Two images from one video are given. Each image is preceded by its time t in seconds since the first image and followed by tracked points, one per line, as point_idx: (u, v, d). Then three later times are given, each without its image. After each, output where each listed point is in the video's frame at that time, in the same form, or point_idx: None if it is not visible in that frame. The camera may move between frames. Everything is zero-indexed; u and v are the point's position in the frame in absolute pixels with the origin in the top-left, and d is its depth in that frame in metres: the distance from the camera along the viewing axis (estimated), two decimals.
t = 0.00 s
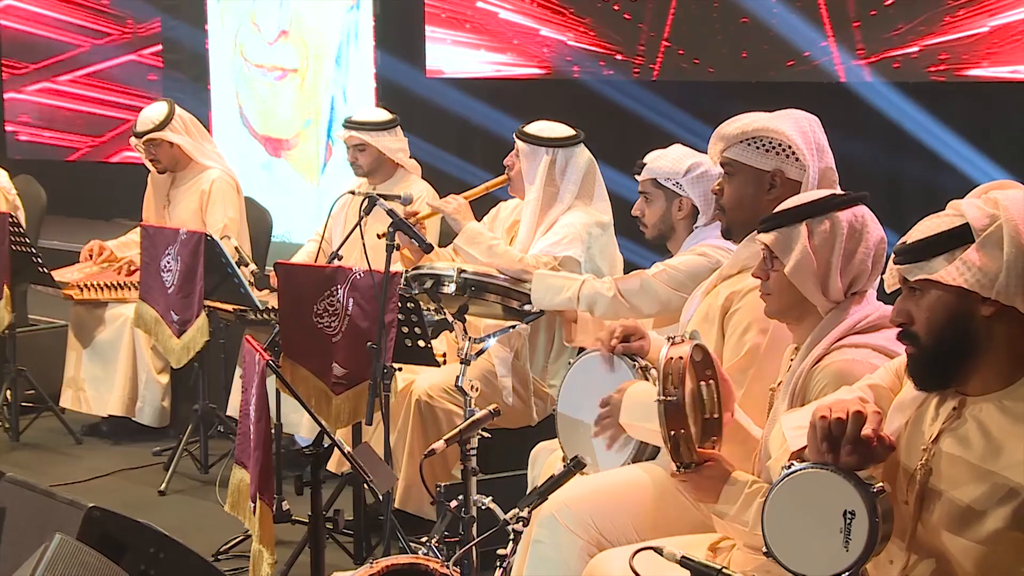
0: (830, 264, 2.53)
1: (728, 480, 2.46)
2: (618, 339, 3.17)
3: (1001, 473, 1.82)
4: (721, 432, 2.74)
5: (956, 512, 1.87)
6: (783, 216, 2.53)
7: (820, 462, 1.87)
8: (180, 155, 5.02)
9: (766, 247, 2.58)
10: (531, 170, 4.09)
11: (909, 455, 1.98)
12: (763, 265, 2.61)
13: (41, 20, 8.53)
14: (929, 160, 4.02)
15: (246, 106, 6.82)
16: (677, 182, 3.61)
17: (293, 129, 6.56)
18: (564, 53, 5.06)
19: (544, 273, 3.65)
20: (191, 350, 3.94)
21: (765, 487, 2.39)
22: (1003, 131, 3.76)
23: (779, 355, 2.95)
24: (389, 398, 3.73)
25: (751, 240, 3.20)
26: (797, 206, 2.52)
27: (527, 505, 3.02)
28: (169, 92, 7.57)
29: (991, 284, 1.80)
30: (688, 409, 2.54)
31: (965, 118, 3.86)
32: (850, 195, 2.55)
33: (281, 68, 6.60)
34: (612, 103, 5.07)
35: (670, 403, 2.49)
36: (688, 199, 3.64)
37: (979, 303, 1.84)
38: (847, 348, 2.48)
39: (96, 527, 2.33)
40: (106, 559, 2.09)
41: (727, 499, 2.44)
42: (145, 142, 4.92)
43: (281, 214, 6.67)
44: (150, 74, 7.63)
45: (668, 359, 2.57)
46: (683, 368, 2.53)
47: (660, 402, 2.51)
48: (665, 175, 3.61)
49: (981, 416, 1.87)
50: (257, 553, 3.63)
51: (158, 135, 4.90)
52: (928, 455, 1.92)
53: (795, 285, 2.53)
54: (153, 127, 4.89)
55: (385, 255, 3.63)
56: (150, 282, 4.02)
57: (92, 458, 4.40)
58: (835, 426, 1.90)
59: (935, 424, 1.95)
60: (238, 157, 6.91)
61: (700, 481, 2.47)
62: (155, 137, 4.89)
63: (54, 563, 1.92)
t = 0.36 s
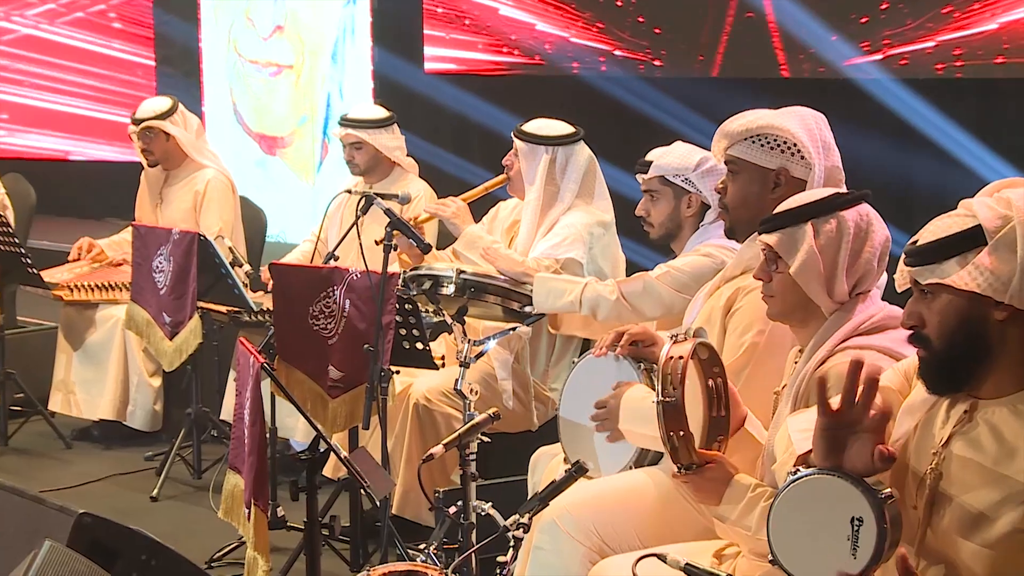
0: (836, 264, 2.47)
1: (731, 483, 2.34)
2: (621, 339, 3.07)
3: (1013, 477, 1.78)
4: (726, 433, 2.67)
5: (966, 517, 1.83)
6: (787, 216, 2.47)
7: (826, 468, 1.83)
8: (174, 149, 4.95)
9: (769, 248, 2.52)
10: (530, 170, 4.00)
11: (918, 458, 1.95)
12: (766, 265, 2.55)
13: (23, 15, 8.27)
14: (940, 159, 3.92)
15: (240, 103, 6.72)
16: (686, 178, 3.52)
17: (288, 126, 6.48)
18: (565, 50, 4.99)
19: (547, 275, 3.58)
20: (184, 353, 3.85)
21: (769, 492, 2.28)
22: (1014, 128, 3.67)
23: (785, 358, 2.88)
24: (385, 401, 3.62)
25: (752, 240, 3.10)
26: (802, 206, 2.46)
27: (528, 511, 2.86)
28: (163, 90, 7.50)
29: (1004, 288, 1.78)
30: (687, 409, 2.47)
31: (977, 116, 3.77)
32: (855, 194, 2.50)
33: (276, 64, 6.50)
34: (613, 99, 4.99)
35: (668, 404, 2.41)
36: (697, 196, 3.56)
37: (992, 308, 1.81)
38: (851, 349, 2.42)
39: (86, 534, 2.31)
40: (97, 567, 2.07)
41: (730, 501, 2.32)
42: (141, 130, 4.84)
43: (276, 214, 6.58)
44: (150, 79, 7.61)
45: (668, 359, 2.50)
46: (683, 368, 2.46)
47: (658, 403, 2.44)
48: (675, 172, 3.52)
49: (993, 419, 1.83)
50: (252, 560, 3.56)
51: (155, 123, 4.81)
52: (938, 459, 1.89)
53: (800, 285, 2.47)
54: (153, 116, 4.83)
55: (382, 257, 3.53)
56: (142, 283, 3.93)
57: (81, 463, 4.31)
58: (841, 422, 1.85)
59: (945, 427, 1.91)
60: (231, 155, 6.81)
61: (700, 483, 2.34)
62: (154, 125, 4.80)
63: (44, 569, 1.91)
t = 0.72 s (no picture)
0: (847, 267, 2.40)
1: (743, 494, 2.30)
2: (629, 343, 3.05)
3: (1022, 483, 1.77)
4: (736, 443, 2.56)
5: (974, 522, 1.82)
6: (793, 222, 2.39)
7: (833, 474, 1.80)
8: (172, 149, 4.85)
9: (776, 256, 2.45)
10: (531, 168, 3.92)
11: (926, 464, 1.93)
12: (774, 272, 2.47)
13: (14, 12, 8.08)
14: (948, 155, 3.81)
15: (236, 100, 6.65)
16: (695, 178, 3.44)
17: (284, 124, 6.40)
18: (569, 46, 4.95)
19: (548, 276, 3.49)
20: (177, 355, 3.77)
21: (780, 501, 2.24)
22: None
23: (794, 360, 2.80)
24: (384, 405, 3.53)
25: (757, 240, 3.01)
26: (810, 209, 2.39)
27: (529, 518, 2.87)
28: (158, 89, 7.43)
29: (1014, 288, 1.76)
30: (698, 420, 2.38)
31: (987, 113, 3.65)
32: (861, 192, 2.44)
33: (272, 60, 6.44)
34: (616, 96, 4.92)
35: (678, 416, 2.33)
36: (706, 197, 3.49)
37: (1001, 308, 1.80)
38: (868, 357, 2.36)
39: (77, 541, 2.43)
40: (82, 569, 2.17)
41: (742, 513, 2.27)
42: (138, 133, 4.74)
43: (273, 213, 6.50)
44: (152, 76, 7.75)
45: (678, 368, 2.41)
46: (694, 378, 2.37)
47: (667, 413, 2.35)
48: (683, 172, 3.43)
49: (1002, 423, 1.82)
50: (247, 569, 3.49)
51: (152, 126, 4.71)
52: (946, 464, 1.87)
53: (812, 294, 2.39)
54: (150, 117, 4.71)
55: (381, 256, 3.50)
56: (134, 285, 3.85)
57: (72, 468, 4.23)
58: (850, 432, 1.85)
59: (954, 431, 1.90)
60: (227, 153, 6.73)
61: (711, 496, 2.31)
62: (149, 127, 4.70)
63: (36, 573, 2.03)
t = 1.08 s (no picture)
0: (858, 274, 2.33)
1: (744, 505, 2.16)
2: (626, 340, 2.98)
3: None
4: (738, 450, 2.53)
5: (989, 533, 1.73)
6: (804, 227, 2.31)
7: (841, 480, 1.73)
8: (162, 153, 4.76)
9: (784, 259, 2.36)
10: (532, 167, 3.84)
11: (937, 471, 1.85)
12: (781, 276, 2.39)
13: None
14: (960, 158, 3.80)
15: (229, 100, 6.55)
16: (699, 176, 3.39)
17: (279, 125, 6.31)
18: (569, 45, 4.87)
19: (547, 279, 3.43)
20: (170, 361, 3.68)
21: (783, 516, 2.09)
22: None
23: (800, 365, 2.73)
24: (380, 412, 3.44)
25: (759, 244, 2.93)
26: (822, 213, 2.31)
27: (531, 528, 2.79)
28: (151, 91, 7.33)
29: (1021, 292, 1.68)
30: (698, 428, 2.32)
31: (996, 112, 3.62)
32: (875, 197, 2.35)
33: (266, 59, 6.32)
34: (618, 96, 4.87)
35: (678, 424, 2.26)
36: (710, 195, 3.41)
37: (1011, 313, 1.72)
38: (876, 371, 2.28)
39: (67, 550, 2.34)
40: None
41: (743, 525, 2.14)
42: (125, 139, 4.66)
43: (268, 216, 6.42)
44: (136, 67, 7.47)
45: (676, 375, 2.38)
46: (693, 386, 2.32)
47: (667, 422, 2.28)
48: (687, 171, 3.39)
49: (1016, 430, 1.74)
50: None
51: (139, 132, 4.62)
52: (959, 472, 1.79)
53: (822, 303, 2.32)
54: (135, 123, 4.62)
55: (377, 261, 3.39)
56: (125, 289, 3.77)
57: (61, 477, 4.14)
58: (861, 434, 1.74)
59: (967, 438, 1.81)
60: (220, 153, 6.63)
61: (714, 507, 2.17)
62: (137, 134, 4.62)
63: None
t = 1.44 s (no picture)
0: (871, 285, 2.25)
1: (749, 518, 2.17)
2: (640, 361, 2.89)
3: None
4: (742, 461, 2.46)
5: (998, 545, 1.74)
6: (817, 234, 2.22)
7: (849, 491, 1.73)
8: (150, 156, 4.68)
9: (793, 266, 2.28)
10: (532, 169, 3.77)
11: (947, 482, 1.85)
12: (790, 284, 2.31)
13: None
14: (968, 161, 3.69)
15: (223, 101, 6.45)
16: (706, 182, 3.32)
17: (274, 127, 6.24)
18: (571, 45, 4.81)
19: (549, 286, 3.34)
20: (162, 368, 3.59)
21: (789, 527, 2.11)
22: None
23: (808, 373, 2.66)
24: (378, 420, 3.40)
25: (766, 247, 2.85)
26: (834, 221, 2.23)
27: (530, 539, 2.71)
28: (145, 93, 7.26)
29: None
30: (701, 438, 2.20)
31: (1006, 112, 3.56)
32: (889, 205, 2.27)
33: (262, 60, 6.27)
34: (619, 96, 4.78)
35: (682, 435, 2.14)
36: (717, 203, 3.35)
37: None
38: (885, 387, 2.23)
39: (58, 562, 2.19)
40: None
41: (749, 536, 2.15)
42: (112, 142, 4.57)
43: (262, 220, 6.34)
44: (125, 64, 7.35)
45: (679, 385, 2.22)
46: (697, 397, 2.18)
47: (669, 432, 2.16)
48: (694, 176, 3.31)
49: None
50: None
51: (125, 135, 4.54)
52: (968, 483, 1.80)
53: (833, 314, 2.24)
54: (121, 126, 4.53)
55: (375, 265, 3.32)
56: (117, 294, 3.68)
57: (51, 487, 4.06)
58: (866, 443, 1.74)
59: (976, 449, 1.82)
60: (212, 154, 6.55)
61: (717, 518, 2.17)
62: (124, 137, 4.53)
63: None
